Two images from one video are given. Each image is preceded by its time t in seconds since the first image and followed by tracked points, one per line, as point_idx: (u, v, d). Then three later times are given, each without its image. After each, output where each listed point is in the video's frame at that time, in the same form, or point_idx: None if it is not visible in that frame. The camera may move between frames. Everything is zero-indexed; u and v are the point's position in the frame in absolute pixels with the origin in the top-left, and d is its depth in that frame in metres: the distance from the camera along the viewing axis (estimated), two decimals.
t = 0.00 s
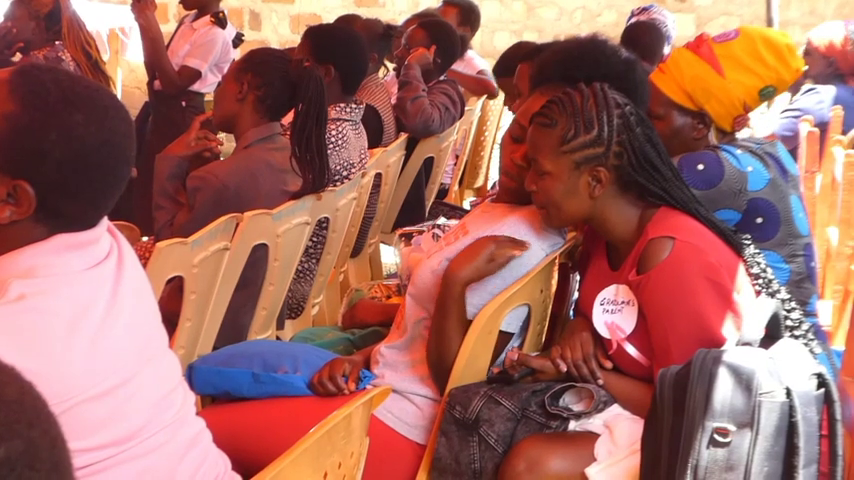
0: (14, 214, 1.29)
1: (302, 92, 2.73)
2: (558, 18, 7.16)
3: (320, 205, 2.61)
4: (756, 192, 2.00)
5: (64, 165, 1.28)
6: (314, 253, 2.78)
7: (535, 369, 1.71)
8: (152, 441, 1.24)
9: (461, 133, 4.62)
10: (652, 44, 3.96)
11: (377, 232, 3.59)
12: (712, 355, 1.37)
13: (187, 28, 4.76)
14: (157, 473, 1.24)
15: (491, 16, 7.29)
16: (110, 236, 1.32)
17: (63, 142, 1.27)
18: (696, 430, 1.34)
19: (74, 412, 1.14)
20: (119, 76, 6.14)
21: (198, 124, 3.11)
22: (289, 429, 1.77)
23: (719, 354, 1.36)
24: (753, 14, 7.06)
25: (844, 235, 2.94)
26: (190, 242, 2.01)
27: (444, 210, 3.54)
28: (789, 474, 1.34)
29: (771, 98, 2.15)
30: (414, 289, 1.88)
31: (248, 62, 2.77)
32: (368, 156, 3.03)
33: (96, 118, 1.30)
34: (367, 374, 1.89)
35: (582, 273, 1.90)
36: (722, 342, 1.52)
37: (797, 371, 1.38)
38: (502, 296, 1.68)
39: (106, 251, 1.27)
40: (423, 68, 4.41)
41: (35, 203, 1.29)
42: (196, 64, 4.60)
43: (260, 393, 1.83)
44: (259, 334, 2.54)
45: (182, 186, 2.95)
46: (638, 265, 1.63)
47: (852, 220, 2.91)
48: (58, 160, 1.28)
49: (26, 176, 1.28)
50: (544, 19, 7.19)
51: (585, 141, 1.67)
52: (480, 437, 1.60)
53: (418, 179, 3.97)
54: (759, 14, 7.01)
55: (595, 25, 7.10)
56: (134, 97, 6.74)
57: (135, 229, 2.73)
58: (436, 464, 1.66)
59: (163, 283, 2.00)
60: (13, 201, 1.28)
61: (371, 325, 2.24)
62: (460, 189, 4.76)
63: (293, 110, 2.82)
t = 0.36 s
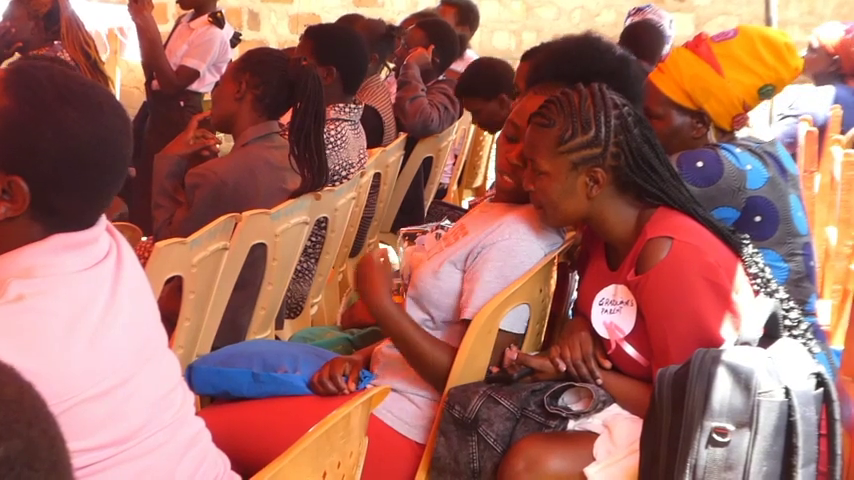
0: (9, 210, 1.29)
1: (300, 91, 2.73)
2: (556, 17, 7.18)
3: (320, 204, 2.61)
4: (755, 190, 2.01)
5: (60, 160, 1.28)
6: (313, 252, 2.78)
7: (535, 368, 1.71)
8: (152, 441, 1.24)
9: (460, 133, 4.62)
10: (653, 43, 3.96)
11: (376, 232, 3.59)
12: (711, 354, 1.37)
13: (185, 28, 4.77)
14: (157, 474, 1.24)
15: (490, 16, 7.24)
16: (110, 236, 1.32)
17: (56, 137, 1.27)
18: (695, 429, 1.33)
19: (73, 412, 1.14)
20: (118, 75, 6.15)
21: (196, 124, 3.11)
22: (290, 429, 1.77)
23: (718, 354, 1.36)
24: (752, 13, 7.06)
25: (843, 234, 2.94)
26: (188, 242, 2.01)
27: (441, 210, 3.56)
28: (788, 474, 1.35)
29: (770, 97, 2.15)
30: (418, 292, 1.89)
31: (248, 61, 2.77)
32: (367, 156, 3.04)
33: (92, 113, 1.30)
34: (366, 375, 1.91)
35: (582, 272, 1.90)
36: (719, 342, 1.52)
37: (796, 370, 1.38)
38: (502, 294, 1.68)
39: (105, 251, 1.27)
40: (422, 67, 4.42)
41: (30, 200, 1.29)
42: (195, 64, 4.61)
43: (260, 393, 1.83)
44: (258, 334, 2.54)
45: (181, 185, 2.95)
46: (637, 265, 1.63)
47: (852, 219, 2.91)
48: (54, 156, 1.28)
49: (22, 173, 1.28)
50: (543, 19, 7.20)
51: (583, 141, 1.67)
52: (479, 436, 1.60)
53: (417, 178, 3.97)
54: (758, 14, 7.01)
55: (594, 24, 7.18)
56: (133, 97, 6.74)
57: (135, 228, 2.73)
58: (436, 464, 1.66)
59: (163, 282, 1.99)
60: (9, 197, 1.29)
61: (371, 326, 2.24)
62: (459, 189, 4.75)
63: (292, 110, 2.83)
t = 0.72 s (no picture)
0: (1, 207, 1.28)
1: (301, 91, 2.73)
2: (556, 17, 7.19)
3: (320, 204, 2.60)
4: (755, 191, 2.01)
5: (52, 156, 1.27)
6: (314, 252, 2.78)
7: (534, 369, 1.72)
8: (152, 441, 1.24)
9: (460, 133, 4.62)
10: (655, 45, 3.99)
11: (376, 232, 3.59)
12: (711, 354, 1.36)
13: (185, 28, 4.77)
14: (158, 474, 1.24)
15: (490, 16, 7.27)
16: (108, 235, 1.32)
17: (47, 133, 1.26)
18: (695, 429, 1.33)
19: (73, 412, 1.14)
20: (118, 76, 6.15)
21: (197, 124, 3.11)
22: (290, 428, 1.77)
23: (718, 354, 1.36)
24: (752, 14, 7.03)
25: (843, 234, 2.94)
26: (188, 242, 2.01)
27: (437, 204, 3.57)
28: (788, 475, 1.35)
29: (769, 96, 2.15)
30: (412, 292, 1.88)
31: (248, 61, 2.77)
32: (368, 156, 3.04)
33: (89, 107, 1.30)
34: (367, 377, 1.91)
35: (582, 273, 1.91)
36: (718, 343, 1.52)
37: (796, 370, 1.38)
38: (500, 292, 1.68)
39: (105, 251, 1.26)
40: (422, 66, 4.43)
41: (22, 197, 1.28)
42: (195, 64, 4.61)
43: (260, 392, 1.83)
44: (258, 334, 2.54)
45: (181, 185, 2.95)
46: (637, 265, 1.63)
47: (852, 220, 2.91)
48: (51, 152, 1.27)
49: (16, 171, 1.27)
50: (543, 18, 7.20)
51: (583, 141, 1.67)
52: (479, 437, 1.60)
53: (417, 178, 3.96)
54: (758, 13, 7.00)
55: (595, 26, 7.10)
56: (133, 96, 6.74)
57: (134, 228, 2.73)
58: (436, 464, 1.66)
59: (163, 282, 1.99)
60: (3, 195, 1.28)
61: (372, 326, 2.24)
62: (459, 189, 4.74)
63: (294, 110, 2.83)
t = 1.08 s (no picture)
0: None
1: (303, 92, 2.74)
2: (557, 18, 7.20)
3: (320, 206, 2.60)
4: (755, 191, 2.01)
5: (36, 153, 1.21)
6: (314, 253, 2.77)
7: (534, 369, 1.72)
8: (153, 441, 1.24)
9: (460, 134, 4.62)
10: (655, 44, 4.01)
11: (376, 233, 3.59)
12: (711, 355, 1.36)
13: (185, 29, 4.76)
14: (158, 474, 1.25)
15: (490, 17, 7.23)
16: (105, 236, 1.28)
17: (27, 130, 1.19)
18: (695, 430, 1.33)
19: (73, 414, 1.14)
20: (118, 77, 6.16)
21: (197, 125, 3.11)
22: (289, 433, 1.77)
23: (718, 355, 1.36)
24: (753, 15, 7.04)
25: (844, 235, 2.94)
26: (188, 243, 2.01)
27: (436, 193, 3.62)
28: (788, 475, 1.35)
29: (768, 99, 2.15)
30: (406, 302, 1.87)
31: (249, 62, 2.77)
32: (368, 157, 3.03)
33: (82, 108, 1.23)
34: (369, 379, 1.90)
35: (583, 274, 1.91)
36: (719, 342, 1.52)
37: (796, 371, 1.38)
38: (500, 296, 1.68)
39: (105, 252, 1.25)
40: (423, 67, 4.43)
41: (15, 199, 1.23)
42: (195, 65, 4.60)
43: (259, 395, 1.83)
44: (259, 335, 2.54)
45: (182, 186, 2.95)
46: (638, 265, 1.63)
47: (852, 220, 2.91)
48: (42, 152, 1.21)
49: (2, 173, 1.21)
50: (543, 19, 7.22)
51: (587, 140, 1.68)
52: (479, 438, 1.60)
53: (417, 179, 3.96)
54: (758, 14, 7.01)
55: (595, 26, 7.20)
56: (134, 97, 6.75)
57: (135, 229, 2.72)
58: (437, 466, 1.66)
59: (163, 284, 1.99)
60: None
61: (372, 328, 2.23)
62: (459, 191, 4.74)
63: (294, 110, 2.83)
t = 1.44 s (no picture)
0: None
1: (305, 94, 2.74)
2: (558, 19, 7.21)
3: (321, 207, 2.60)
4: (756, 193, 2.01)
5: (30, 151, 1.21)
6: (314, 254, 2.77)
7: (537, 369, 1.71)
8: (154, 443, 1.25)
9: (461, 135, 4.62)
10: (654, 45, 4.01)
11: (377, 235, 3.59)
12: (713, 356, 1.37)
13: (186, 30, 4.76)
14: (159, 475, 1.25)
15: (492, 19, 7.25)
16: (106, 237, 1.28)
17: (18, 127, 1.20)
18: (695, 432, 1.33)
19: (73, 416, 1.14)
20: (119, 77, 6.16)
21: (199, 126, 3.11)
22: (289, 435, 1.77)
23: (719, 357, 1.36)
24: (753, 15, 7.08)
25: (845, 237, 2.94)
26: (189, 244, 2.01)
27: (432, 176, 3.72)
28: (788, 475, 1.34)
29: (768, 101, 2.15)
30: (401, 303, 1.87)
31: (251, 63, 2.77)
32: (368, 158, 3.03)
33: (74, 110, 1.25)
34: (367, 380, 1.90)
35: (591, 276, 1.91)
36: (732, 338, 1.53)
37: (796, 372, 1.38)
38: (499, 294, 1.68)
39: (105, 253, 1.24)
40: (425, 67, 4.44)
41: (14, 202, 1.23)
42: (196, 66, 4.60)
43: (259, 397, 1.83)
44: (260, 335, 2.55)
45: (183, 187, 2.95)
46: (654, 261, 1.63)
47: None
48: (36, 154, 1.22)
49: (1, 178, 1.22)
50: (544, 20, 7.23)
51: (617, 127, 1.71)
52: (481, 439, 1.60)
53: (417, 181, 3.96)
54: (760, 15, 7.02)
55: (596, 27, 7.22)
56: (134, 98, 6.75)
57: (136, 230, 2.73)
58: (438, 467, 1.66)
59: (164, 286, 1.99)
60: None
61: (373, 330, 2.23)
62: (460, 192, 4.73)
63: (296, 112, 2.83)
